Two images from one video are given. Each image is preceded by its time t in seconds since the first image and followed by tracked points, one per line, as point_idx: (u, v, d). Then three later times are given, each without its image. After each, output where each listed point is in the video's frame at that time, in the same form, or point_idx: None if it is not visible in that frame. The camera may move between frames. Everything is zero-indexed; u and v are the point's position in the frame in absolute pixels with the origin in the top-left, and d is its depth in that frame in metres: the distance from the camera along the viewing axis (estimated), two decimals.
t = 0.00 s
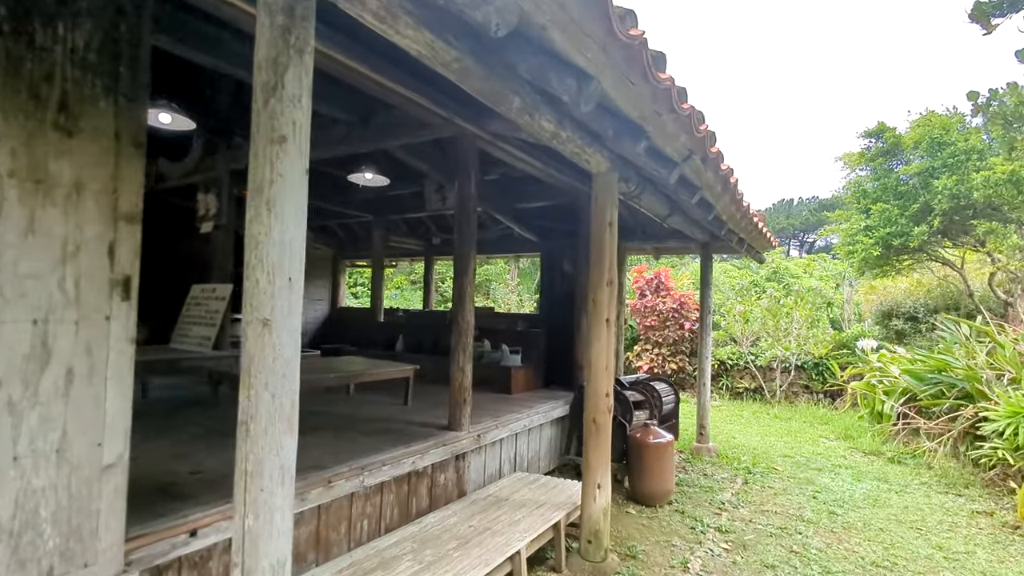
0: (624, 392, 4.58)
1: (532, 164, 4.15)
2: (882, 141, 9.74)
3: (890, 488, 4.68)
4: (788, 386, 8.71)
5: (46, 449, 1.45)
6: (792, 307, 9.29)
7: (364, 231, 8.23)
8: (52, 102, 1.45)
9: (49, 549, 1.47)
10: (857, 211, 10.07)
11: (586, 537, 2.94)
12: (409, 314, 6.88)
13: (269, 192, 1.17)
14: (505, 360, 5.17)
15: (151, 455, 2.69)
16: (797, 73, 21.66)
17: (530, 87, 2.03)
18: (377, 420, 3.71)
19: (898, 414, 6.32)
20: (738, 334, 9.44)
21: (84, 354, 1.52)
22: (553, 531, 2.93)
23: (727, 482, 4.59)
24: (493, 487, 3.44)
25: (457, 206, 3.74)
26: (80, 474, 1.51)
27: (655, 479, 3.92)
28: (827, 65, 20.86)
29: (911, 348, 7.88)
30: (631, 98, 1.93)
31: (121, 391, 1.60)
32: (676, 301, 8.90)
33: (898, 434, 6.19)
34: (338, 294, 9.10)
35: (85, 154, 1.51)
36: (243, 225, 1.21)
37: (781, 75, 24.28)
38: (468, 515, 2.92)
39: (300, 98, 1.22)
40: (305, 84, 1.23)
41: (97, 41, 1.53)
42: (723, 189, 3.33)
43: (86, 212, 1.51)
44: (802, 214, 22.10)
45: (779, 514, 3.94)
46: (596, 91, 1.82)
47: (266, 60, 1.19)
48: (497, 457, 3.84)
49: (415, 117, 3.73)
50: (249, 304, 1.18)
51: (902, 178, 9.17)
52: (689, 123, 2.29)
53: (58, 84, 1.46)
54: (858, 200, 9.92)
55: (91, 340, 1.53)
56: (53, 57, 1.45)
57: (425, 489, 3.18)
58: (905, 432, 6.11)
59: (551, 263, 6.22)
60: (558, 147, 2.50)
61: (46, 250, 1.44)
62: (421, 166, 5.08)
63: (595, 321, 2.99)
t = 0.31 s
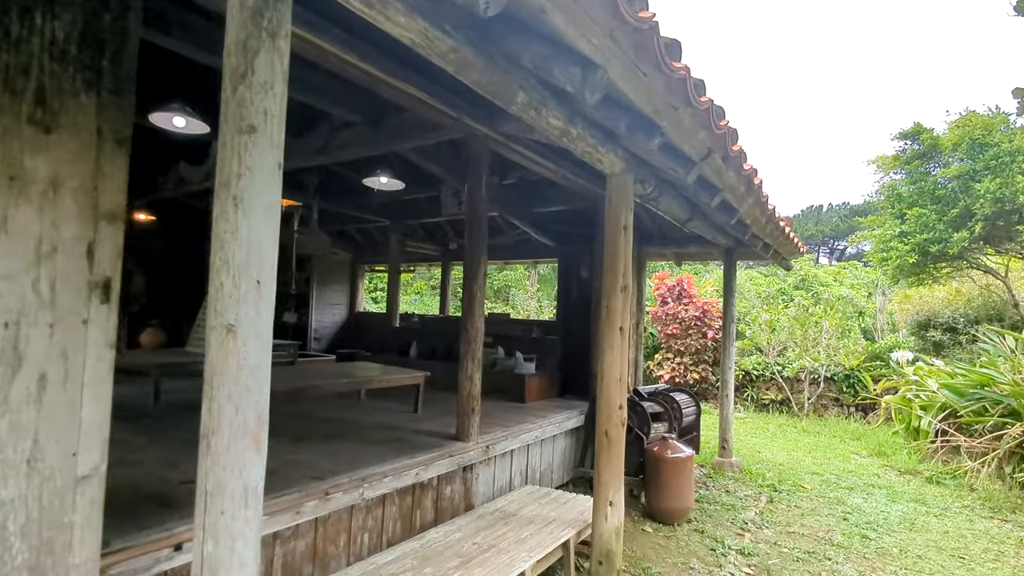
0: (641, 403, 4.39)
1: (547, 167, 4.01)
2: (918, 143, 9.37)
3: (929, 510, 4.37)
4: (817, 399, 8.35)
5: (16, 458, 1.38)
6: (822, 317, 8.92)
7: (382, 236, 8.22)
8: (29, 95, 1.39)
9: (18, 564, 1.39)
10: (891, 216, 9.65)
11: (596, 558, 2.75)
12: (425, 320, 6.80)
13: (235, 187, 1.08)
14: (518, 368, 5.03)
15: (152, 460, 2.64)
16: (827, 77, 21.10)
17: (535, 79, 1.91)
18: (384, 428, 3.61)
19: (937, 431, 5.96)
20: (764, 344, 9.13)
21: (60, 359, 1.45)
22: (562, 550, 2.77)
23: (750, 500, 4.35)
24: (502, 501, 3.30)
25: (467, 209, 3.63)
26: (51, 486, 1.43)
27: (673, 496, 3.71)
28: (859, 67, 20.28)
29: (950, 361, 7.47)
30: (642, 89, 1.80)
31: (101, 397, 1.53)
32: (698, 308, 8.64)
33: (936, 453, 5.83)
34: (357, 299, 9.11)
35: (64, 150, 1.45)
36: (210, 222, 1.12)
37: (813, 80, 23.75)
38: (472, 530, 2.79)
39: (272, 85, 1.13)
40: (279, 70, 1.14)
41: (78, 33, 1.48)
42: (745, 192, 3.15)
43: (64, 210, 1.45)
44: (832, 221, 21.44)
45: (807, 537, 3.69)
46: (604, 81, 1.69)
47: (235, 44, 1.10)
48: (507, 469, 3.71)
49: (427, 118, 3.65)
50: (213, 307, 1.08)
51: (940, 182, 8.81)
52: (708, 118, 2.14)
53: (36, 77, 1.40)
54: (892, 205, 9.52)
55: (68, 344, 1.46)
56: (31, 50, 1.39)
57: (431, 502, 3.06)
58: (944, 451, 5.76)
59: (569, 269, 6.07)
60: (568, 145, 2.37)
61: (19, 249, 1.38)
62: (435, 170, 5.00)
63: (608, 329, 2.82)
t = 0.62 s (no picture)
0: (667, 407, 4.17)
1: (569, 162, 3.86)
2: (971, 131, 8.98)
3: (986, 527, 4.02)
4: (860, 404, 7.91)
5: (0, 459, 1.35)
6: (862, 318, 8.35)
7: (407, 236, 8.22)
8: (13, 86, 1.36)
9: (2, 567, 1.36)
10: (941, 211, 9.10)
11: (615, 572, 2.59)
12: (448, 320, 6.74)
13: (199, 171, 1.00)
14: (540, 370, 4.88)
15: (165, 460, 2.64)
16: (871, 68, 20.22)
17: (542, 60, 1.79)
18: (399, 430, 3.54)
19: (994, 441, 5.54)
20: (802, 346, 8.73)
21: (46, 357, 1.41)
22: (580, 562, 2.62)
23: (786, 512, 4.09)
24: (519, 507, 3.18)
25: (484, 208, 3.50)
26: (37, 487, 1.40)
27: (701, 505, 3.51)
28: (915, 56, 19.14)
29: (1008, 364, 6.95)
30: (656, 66, 1.65)
31: (90, 397, 1.49)
32: (731, 309, 8.32)
33: (993, 464, 5.41)
34: (383, 300, 9.15)
35: (50, 142, 1.41)
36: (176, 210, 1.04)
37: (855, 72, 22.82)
38: (485, 538, 2.67)
39: (242, 63, 1.04)
40: (249, 46, 1.05)
41: (66, 23, 1.44)
42: (778, 183, 2.94)
43: (51, 204, 1.41)
44: (877, 219, 20.45)
45: (848, 553, 3.43)
46: (614, 57, 1.56)
47: (202, 19, 1.02)
48: (526, 474, 3.58)
49: (443, 114, 3.57)
50: (177, 302, 1.00)
51: (995, 173, 8.40)
52: (733, 100, 1.98)
53: (21, 68, 1.37)
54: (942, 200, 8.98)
55: (54, 342, 1.42)
56: (15, 39, 1.36)
57: (444, 507, 2.97)
58: (1001, 462, 5.34)
59: (594, 269, 5.90)
60: (583, 135, 2.24)
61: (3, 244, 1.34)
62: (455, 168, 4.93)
63: (629, 329, 2.65)
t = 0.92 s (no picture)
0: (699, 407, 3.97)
1: (595, 152, 3.70)
2: None
3: None
4: (915, 406, 7.41)
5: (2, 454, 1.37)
6: (919, 313, 7.76)
7: (439, 231, 8.22)
8: (10, 83, 1.36)
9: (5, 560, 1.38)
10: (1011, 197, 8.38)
11: None
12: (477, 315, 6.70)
13: (160, 161, 0.95)
14: (568, 366, 4.75)
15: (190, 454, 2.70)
16: (932, 46, 18.89)
17: (547, 38, 1.68)
18: (421, 426, 3.51)
19: None
20: (851, 343, 8.25)
21: (46, 352, 1.42)
22: (599, 568, 2.51)
23: (828, 519, 3.84)
24: (539, 508, 3.08)
25: (504, 201, 3.39)
26: (38, 482, 1.41)
27: (734, 511, 3.32)
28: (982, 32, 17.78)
29: None
30: (668, 37, 1.52)
31: (92, 392, 1.50)
32: (774, 304, 7.93)
33: None
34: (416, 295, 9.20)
35: (48, 139, 1.41)
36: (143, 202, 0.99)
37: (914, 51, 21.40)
38: (502, 540, 2.60)
39: (209, 45, 0.99)
40: (214, 27, 1.00)
41: (61, 18, 1.44)
42: (817, 168, 2.73)
43: (50, 200, 1.42)
44: (939, 208, 19.14)
45: (897, 567, 3.17)
46: (619, 28, 1.43)
47: None
48: (549, 473, 3.49)
49: (464, 106, 3.50)
50: (142, 297, 0.97)
51: None
52: (758, 75, 1.82)
53: (17, 64, 1.37)
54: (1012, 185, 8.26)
55: (54, 337, 1.43)
56: (10, 36, 1.36)
57: (462, 506, 2.91)
58: None
59: (626, 263, 5.71)
60: (598, 120, 2.12)
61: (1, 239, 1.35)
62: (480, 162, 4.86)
63: (651, 326, 2.51)
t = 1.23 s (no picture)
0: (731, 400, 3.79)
1: (620, 134, 3.54)
2: None
3: None
4: (975, 403, 6.88)
5: (3, 437, 1.40)
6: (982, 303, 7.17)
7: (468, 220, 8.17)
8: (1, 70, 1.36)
9: (7, 540, 1.41)
10: None
11: None
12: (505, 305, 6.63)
13: (111, 137, 0.91)
14: (594, 356, 4.62)
15: (211, 439, 2.76)
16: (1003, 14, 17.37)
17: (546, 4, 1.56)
18: (440, 415, 3.48)
19: None
20: (904, 335, 7.73)
21: (44, 338, 1.44)
22: (615, 565, 2.41)
23: (870, 522, 3.60)
24: (557, 501, 3.00)
25: (521, 186, 3.25)
26: (38, 465, 1.43)
27: (765, 510, 3.15)
28: None
29: None
30: None
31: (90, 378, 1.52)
32: (819, 293, 7.52)
33: None
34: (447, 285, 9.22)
35: (40, 126, 1.42)
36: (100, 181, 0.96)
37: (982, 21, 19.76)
38: (515, 533, 2.54)
39: (161, 15, 0.94)
40: None
41: (52, 3, 1.43)
42: (858, 143, 2.51)
43: (43, 187, 1.42)
44: (1009, 190, 17.70)
45: None
46: None
47: None
48: (570, 466, 3.40)
49: (482, 88, 3.40)
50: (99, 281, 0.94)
51: None
52: (782, 36, 1.66)
53: (7, 50, 1.37)
54: None
55: (51, 324, 1.44)
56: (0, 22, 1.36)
57: (478, 497, 2.87)
58: None
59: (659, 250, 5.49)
60: (611, 95, 2.00)
61: None
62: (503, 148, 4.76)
63: (671, 315, 2.37)
